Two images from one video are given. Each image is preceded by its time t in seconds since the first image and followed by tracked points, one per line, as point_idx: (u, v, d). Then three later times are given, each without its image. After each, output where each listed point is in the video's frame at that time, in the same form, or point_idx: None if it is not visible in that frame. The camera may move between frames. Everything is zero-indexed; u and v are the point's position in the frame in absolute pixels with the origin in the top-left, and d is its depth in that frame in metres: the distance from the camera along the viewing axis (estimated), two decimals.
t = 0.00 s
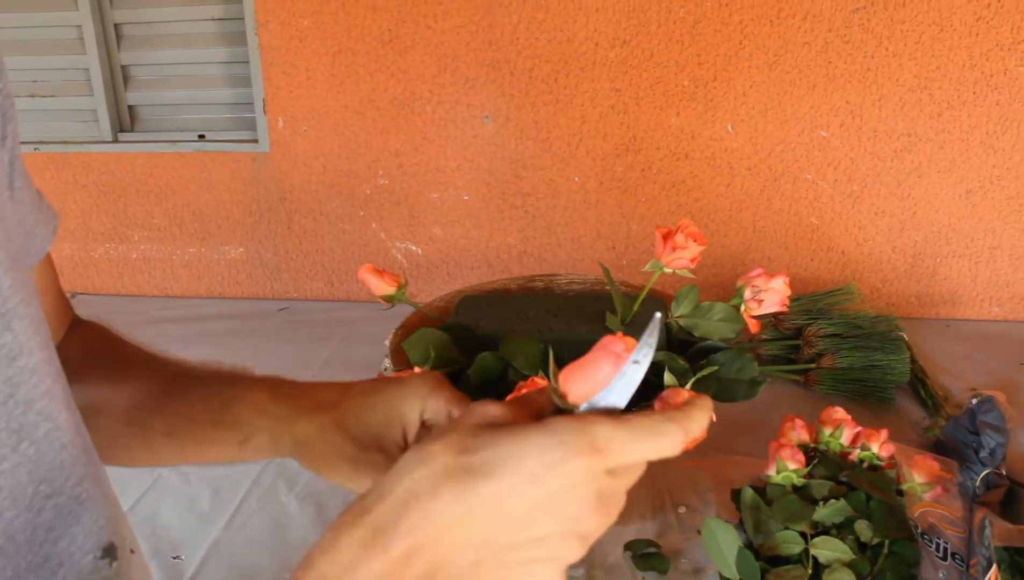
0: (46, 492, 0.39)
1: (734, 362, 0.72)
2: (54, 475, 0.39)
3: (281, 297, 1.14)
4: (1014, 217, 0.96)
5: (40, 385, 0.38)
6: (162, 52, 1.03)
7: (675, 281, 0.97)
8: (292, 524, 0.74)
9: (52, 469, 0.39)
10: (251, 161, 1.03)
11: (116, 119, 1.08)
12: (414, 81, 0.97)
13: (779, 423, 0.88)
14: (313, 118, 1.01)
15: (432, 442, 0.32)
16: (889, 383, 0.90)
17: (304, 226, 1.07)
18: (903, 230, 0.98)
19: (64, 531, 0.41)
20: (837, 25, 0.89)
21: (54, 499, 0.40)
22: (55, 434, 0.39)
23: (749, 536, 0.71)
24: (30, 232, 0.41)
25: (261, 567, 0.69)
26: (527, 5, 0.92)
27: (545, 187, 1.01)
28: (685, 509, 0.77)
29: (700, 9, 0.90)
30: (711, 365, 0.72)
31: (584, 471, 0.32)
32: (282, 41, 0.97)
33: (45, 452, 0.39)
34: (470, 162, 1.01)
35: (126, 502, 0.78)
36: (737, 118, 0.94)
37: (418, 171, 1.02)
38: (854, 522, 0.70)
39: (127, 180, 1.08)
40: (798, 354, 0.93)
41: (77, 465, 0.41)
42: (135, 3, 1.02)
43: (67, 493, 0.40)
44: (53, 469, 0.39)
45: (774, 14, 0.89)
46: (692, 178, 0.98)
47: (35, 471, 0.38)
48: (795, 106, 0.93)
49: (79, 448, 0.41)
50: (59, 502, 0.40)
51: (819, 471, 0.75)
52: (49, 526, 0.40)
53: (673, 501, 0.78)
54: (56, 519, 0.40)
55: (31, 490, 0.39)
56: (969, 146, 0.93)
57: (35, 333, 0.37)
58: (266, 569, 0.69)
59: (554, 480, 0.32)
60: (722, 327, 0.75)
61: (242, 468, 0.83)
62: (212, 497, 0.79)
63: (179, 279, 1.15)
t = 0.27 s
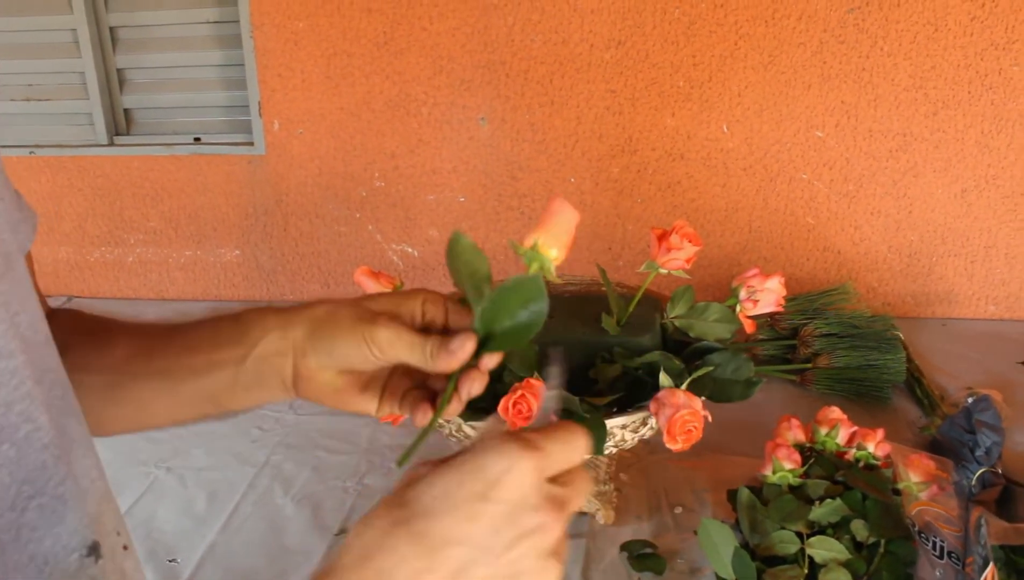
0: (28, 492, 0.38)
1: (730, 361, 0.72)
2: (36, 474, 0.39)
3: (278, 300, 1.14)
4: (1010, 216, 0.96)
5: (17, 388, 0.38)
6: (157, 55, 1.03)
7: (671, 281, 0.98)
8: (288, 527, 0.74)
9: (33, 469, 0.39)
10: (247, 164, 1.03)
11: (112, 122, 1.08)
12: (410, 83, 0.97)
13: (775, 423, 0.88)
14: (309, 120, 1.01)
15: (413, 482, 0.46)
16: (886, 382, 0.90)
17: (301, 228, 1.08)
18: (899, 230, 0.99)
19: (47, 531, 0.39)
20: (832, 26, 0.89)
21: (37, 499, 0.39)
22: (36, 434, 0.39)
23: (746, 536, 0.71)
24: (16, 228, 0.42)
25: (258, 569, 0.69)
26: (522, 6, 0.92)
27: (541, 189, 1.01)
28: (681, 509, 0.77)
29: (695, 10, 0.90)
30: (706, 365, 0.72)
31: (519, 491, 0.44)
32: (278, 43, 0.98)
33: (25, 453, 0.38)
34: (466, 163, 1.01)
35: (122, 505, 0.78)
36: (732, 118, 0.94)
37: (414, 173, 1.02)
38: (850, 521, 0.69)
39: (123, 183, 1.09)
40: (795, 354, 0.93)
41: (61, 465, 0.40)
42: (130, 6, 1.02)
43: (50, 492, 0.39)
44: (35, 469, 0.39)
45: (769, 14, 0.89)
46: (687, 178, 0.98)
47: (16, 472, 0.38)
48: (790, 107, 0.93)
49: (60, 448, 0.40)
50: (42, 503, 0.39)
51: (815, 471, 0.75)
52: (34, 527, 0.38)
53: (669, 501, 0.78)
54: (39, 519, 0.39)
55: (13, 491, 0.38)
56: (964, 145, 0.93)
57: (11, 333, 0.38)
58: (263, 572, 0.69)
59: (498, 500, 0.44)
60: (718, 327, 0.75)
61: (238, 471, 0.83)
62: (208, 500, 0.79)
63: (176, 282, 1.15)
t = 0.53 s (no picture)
0: (27, 494, 0.39)
1: (719, 359, 0.72)
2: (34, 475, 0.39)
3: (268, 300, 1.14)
4: (999, 212, 0.96)
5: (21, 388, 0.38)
6: (145, 56, 1.03)
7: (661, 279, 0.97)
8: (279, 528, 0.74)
9: (32, 471, 0.39)
10: (236, 164, 1.03)
11: (100, 123, 1.07)
12: (398, 82, 0.97)
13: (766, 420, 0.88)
14: (298, 120, 1.01)
15: (296, 462, 0.44)
16: (875, 379, 0.90)
17: (290, 228, 1.07)
18: (889, 226, 0.99)
19: (45, 531, 0.39)
20: (820, 23, 0.89)
21: (36, 500, 0.39)
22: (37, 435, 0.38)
23: (736, 534, 0.71)
24: None
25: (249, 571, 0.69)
26: (510, 5, 0.92)
27: (531, 187, 1.01)
28: (671, 507, 0.77)
29: (684, 8, 0.89)
30: (695, 363, 0.72)
31: (393, 412, 0.43)
32: (266, 43, 0.97)
33: (25, 453, 0.38)
34: (455, 162, 1.01)
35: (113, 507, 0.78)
36: (721, 116, 0.94)
37: (403, 172, 1.02)
38: (840, 518, 0.70)
39: (112, 184, 1.08)
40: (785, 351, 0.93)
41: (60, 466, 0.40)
42: (117, 6, 1.02)
43: (49, 494, 0.39)
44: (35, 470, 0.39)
45: (758, 12, 0.89)
46: (677, 176, 0.98)
47: (15, 474, 0.38)
48: (780, 104, 0.93)
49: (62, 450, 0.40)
50: (40, 504, 0.39)
51: (806, 467, 0.75)
52: (32, 526, 0.39)
53: (660, 499, 0.78)
54: (37, 519, 0.39)
55: (11, 492, 0.38)
56: (953, 141, 0.93)
57: (16, 332, 0.38)
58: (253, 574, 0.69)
59: (376, 427, 0.43)
60: (708, 325, 0.76)
61: (228, 473, 0.83)
62: (198, 502, 0.79)
63: (165, 284, 1.15)
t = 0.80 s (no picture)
0: (29, 488, 0.36)
1: (695, 356, 0.72)
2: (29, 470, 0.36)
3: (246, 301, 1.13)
4: (974, 207, 0.97)
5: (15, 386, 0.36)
6: (119, 56, 1.02)
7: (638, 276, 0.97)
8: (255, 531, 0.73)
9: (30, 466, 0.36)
10: (211, 165, 1.02)
11: (73, 124, 1.06)
12: (374, 81, 0.97)
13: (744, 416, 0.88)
14: (273, 120, 1.00)
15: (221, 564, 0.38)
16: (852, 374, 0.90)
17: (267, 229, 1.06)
18: (865, 222, 0.99)
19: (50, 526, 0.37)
20: (794, 20, 0.89)
21: (38, 494, 0.36)
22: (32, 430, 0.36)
23: (714, 531, 0.71)
24: None
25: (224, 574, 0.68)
26: (485, 3, 0.91)
27: (508, 186, 1.00)
28: (649, 504, 0.77)
29: (659, 5, 0.90)
30: (671, 359, 0.72)
31: (349, 534, 0.39)
32: (240, 43, 0.97)
33: (25, 449, 0.36)
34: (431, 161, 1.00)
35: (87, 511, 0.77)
36: (697, 113, 0.94)
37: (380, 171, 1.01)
38: (817, 513, 0.69)
39: (86, 186, 1.07)
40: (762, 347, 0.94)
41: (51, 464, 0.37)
42: (90, 6, 1.01)
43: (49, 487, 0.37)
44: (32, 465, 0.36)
45: (732, 9, 0.89)
46: (654, 174, 0.98)
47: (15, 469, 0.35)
48: (755, 101, 0.93)
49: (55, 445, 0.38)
50: (42, 497, 0.37)
51: (783, 463, 0.75)
52: (36, 520, 0.37)
53: (638, 497, 0.78)
54: (41, 513, 0.37)
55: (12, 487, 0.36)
56: (927, 137, 0.94)
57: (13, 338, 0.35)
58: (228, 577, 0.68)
59: (329, 549, 0.39)
60: (685, 322, 0.76)
61: (204, 475, 0.82)
62: (174, 505, 0.78)
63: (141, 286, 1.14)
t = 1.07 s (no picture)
0: (31, 484, 0.42)
1: (678, 348, 0.72)
2: (34, 466, 0.43)
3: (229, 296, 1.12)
4: (956, 198, 0.97)
5: (18, 380, 0.42)
6: (98, 49, 1.01)
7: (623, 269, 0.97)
8: (238, 526, 0.73)
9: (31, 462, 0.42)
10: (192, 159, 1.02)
11: (53, 118, 1.05)
12: (356, 74, 0.96)
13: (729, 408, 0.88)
14: (255, 113, 0.99)
15: None
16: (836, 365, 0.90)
17: (250, 223, 1.06)
18: (848, 214, 0.99)
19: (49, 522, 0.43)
20: (776, 11, 0.89)
21: (40, 490, 0.43)
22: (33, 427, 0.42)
23: (698, 523, 0.70)
24: None
25: (206, 569, 0.68)
26: None
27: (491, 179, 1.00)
28: (634, 497, 0.77)
29: None
30: (654, 351, 0.72)
31: (361, 571, 0.44)
32: (221, 35, 0.96)
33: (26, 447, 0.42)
34: (414, 154, 1.00)
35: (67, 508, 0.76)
36: (680, 105, 0.94)
37: (363, 164, 1.01)
38: (801, 504, 0.69)
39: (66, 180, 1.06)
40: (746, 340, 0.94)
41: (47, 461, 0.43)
42: None
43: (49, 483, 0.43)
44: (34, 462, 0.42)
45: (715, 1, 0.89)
46: (637, 166, 0.98)
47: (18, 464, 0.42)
48: (738, 93, 0.93)
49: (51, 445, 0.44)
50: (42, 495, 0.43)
51: (766, 455, 0.74)
52: (36, 517, 0.43)
53: (623, 489, 0.78)
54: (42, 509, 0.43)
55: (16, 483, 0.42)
56: (910, 129, 0.94)
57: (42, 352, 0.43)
58: (211, 572, 0.68)
59: None
60: (667, 314, 0.75)
61: (186, 470, 0.81)
62: (155, 500, 0.77)
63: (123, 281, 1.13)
